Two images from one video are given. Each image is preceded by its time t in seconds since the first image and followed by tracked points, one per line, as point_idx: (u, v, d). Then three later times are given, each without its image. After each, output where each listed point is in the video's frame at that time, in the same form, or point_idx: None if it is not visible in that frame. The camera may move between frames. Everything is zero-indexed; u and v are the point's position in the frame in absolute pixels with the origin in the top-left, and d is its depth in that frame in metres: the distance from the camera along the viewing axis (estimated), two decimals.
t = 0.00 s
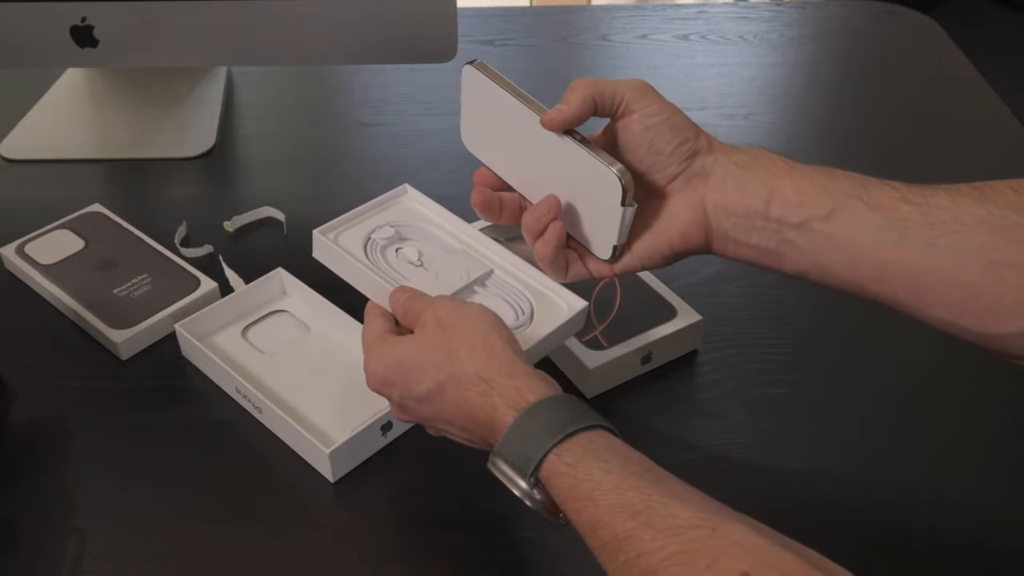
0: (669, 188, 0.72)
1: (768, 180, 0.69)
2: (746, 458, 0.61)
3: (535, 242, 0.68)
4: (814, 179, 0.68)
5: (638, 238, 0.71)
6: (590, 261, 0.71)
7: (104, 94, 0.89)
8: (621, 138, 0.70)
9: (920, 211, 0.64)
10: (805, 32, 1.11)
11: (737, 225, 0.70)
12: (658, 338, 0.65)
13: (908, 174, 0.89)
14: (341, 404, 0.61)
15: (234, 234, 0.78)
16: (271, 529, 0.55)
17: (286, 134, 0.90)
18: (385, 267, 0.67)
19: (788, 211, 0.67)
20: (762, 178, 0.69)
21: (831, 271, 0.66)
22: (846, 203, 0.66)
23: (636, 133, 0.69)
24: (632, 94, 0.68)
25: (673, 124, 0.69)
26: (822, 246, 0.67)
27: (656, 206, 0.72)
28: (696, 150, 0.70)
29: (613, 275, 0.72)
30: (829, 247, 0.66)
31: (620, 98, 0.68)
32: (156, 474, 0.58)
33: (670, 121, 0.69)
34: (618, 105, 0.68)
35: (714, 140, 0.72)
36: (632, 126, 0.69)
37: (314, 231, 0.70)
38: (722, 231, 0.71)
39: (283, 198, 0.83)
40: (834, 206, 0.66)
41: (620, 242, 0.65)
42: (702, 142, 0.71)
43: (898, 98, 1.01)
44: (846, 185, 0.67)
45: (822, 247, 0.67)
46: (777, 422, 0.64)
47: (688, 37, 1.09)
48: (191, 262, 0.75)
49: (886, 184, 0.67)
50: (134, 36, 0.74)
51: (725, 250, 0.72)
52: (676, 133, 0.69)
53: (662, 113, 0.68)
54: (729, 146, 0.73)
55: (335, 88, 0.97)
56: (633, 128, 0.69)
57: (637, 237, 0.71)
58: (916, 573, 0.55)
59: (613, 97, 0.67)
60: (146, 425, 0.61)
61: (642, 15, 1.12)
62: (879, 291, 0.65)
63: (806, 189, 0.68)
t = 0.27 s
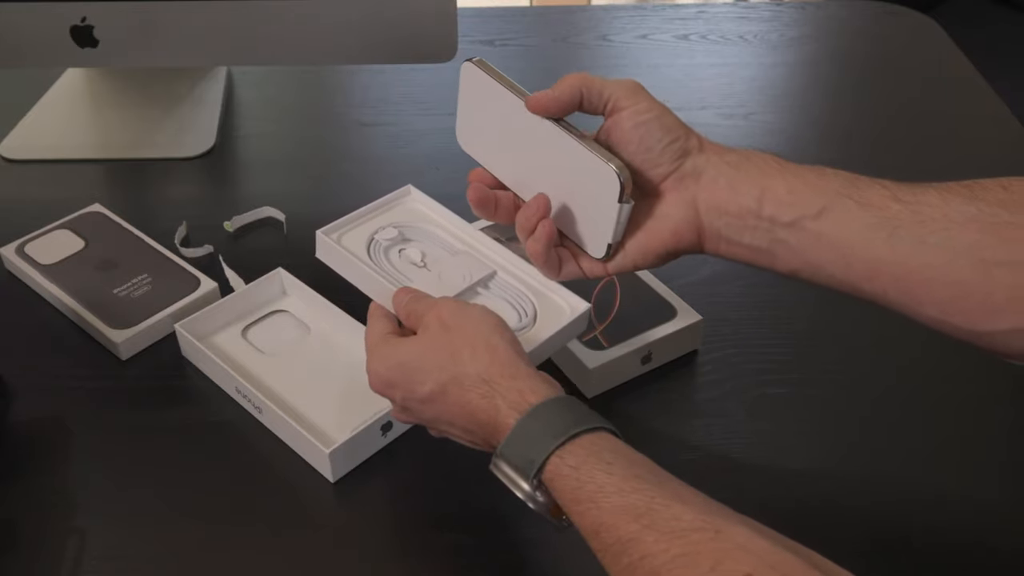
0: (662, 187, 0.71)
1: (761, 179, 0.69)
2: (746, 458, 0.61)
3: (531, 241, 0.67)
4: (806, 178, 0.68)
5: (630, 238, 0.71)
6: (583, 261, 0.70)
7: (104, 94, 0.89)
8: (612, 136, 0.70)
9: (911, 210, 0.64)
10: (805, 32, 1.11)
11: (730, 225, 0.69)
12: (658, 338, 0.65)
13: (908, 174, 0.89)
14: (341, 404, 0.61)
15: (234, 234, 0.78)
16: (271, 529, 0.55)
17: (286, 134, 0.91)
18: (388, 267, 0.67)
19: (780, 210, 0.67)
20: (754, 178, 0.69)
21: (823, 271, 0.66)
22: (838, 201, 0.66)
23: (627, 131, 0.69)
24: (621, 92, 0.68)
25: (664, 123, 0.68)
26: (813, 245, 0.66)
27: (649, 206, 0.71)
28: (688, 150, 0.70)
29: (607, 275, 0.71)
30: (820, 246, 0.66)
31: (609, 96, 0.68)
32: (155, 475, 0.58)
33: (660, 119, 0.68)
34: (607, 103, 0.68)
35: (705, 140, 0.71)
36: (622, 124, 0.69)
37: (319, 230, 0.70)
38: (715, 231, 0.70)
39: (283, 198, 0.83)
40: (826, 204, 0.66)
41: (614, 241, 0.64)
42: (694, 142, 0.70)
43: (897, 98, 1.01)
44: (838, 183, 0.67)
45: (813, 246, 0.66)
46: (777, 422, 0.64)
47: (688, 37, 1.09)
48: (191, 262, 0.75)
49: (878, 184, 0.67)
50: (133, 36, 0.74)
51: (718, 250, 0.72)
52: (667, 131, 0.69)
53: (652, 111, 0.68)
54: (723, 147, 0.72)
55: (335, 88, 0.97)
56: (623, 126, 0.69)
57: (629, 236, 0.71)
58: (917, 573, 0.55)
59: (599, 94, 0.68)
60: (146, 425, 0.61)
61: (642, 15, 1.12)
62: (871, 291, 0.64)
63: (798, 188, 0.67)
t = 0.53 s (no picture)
0: (666, 188, 0.71)
1: (764, 182, 0.69)
2: (745, 458, 0.61)
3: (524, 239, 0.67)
4: (810, 181, 0.68)
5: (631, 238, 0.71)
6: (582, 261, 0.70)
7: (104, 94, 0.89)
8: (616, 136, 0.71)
9: (914, 214, 0.64)
10: (805, 32, 1.11)
11: (732, 227, 0.69)
12: (658, 338, 0.65)
13: (908, 175, 0.89)
14: (340, 404, 0.61)
15: (234, 234, 0.78)
16: (271, 529, 0.55)
17: (287, 134, 0.91)
18: (385, 267, 0.67)
19: (783, 213, 0.67)
20: (758, 181, 0.69)
21: (825, 273, 0.66)
22: (841, 206, 0.66)
23: (631, 131, 0.70)
24: (626, 91, 0.69)
25: (668, 124, 0.69)
26: (816, 249, 0.66)
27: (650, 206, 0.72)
28: (691, 152, 0.70)
29: (606, 274, 0.72)
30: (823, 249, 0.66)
31: (613, 96, 0.69)
32: (155, 475, 0.58)
33: (665, 120, 0.69)
34: (612, 101, 0.69)
35: (709, 143, 0.72)
36: (627, 123, 0.70)
37: (314, 230, 0.70)
38: (717, 233, 0.71)
39: (283, 198, 0.83)
40: (829, 208, 0.66)
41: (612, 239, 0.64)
42: (698, 144, 0.71)
43: (898, 98, 1.01)
44: (841, 187, 0.67)
45: (817, 250, 0.66)
46: (776, 422, 0.64)
47: (688, 37, 1.09)
48: (191, 262, 0.75)
49: (878, 187, 0.67)
50: (133, 36, 0.74)
51: (720, 252, 0.72)
52: (671, 132, 0.69)
53: (657, 111, 0.69)
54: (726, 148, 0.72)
55: (335, 88, 0.97)
56: (627, 125, 0.70)
57: (631, 236, 0.71)
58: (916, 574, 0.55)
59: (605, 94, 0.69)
60: (146, 425, 0.61)
61: (642, 15, 1.12)
62: (873, 294, 0.64)
63: (802, 192, 0.67)
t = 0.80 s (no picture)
0: (680, 185, 0.71)
1: (780, 181, 0.69)
2: (745, 458, 0.61)
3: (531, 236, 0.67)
4: (823, 179, 0.68)
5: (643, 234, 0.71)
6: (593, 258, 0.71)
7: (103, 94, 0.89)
8: (632, 133, 0.70)
9: (929, 212, 0.64)
10: (806, 32, 1.11)
11: (747, 224, 0.70)
12: (658, 338, 0.65)
13: (908, 175, 0.89)
14: (340, 404, 0.61)
15: (234, 234, 0.78)
16: (271, 529, 0.55)
17: (287, 134, 0.90)
18: (380, 269, 0.67)
19: (798, 210, 0.67)
20: (773, 179, 0.69)
21: (838, 272, 0.66)
22: (856, 204, 0.66)
23: (647, 128, 0.70)
24: (647, 88, 0.69)
25: (686, 122, 0.69)
26: (832, 246, 0.66)
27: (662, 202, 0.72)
28: (708, 148, 0.71)
29: (616, 269, 0.72)
30: (831, 243, 0.66)
31: (633, 92, 0.68)
32: (155, 474, 0.58)
33: (683, 117, 0.69)
34: (631, 99, 0.69)
35: (724, 140, 0.72)
36: (646, 121, 0.69)
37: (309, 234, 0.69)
38: (731, 229, 0.71)
39: (283, 197, 0.83)
40: (843, 206, 0.66)
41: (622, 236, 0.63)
42: (712, 141, 0.71)
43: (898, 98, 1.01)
44: (853, 184, 0.67)
45: (832, 247, 0.66)
46: (776, 421, 0.64)
47: (688, 37, 1.09)
48: (192, 262, 0.75)
49: (892, 185, 0.67)
50: (134, 36, 0.74)
51: (734, 249, 0.72)
52: (688, 129, 0.70)
53: (675, 109, 0.69)
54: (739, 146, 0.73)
55: (335, 88, 0.97)
56: (644, 122, 0.70)
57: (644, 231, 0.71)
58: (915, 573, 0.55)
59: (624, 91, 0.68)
60: (146, 425, 0.61)
61: (642, 15, 1.12)
62: (887, 294, 0.64)
63: (816, 188, 0.67)
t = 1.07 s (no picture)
0: (673, 184, 0.72)
1: (773, 179, 0.69)
2: (746, 459, 0.61)
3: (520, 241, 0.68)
4: (816, 176, 0.68)
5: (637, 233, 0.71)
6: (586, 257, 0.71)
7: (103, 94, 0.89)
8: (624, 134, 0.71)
9: (923, 209, 0.64)
10: (806, 32, 1.11)
11: (741, 222, 0.69)
12: (658, 338, 0.65)
13: (908, 174, 0.89)
14: (341, 404, 0.61)
15: (234, 234, 0.78)
16: (271, 530, 0.55)
17: (287, 134, 0.91)
18: (383, 275, 0.67)
19: (791, 207, 0.67)
20: (767, 178, 0.69)
21: (834, 270, 0.66)
22: (849, 201, 0.66)
23: (638, 127, 0.70)
24: (636, 88, 0.69)
25: (677, 120, 0.69)
26: (825, 244, 0.66)
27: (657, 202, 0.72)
28: (700, 148, 0.71)
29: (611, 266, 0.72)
30: (829, 241, 0.66)
31: (621, 92, 0.69)
32: (155, 474, 0.58)
33: (673, 116, 0.69)
34: (619, 98, 0.69)
35: (717, 139, 0.72)
36: (636, 120, 0.70)
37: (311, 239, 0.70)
38: (726, 228, 0.71)
39: (283, 197, 0.83)
40: (837, 204, 0.66)
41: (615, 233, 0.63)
42: (705, 141, 0.71)
43: (898, 98, 1.01)
44: (848, 182, 0.67)
45: (825, 245, 0.66)
46: (777, 422, 0.64)
47: (688, 37, 1.09)
48: (192, 262, 0.75)
49: (886, 183, 0.67)
50: (133, 36, 0.74)
51: (729, 248, 0.72)
52: (680, 128, 0.70)
53: (665, 108, 0.69)
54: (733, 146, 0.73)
55: (335, 88, 0.97)
56: (635, 122, 0.70)
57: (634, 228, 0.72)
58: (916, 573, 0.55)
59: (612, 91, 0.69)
60: (146, 425, 0.61)
61: (642, 15, 1.12)
62: (881, 290, 0.64)
63: (810, 186, 0.67)
